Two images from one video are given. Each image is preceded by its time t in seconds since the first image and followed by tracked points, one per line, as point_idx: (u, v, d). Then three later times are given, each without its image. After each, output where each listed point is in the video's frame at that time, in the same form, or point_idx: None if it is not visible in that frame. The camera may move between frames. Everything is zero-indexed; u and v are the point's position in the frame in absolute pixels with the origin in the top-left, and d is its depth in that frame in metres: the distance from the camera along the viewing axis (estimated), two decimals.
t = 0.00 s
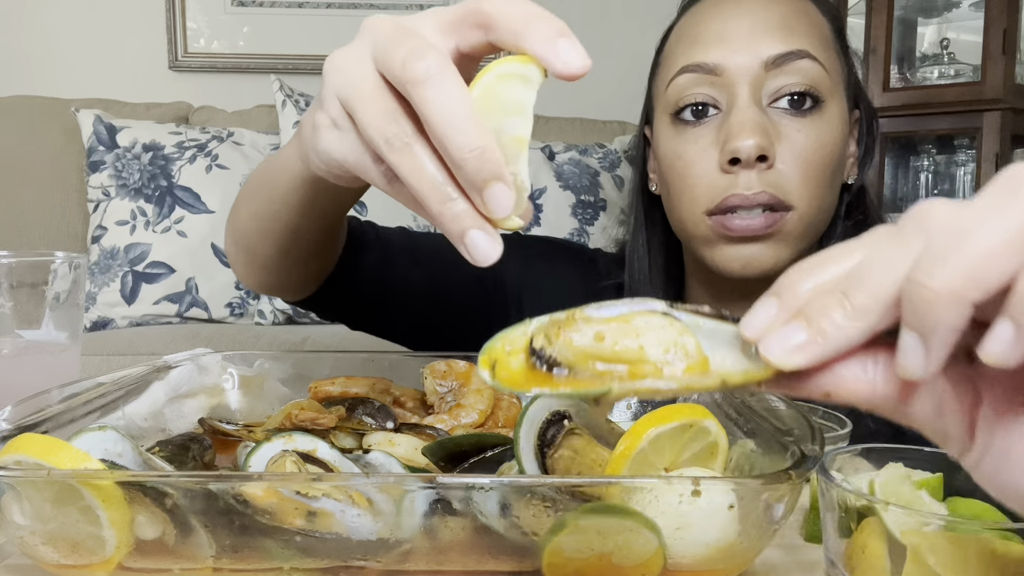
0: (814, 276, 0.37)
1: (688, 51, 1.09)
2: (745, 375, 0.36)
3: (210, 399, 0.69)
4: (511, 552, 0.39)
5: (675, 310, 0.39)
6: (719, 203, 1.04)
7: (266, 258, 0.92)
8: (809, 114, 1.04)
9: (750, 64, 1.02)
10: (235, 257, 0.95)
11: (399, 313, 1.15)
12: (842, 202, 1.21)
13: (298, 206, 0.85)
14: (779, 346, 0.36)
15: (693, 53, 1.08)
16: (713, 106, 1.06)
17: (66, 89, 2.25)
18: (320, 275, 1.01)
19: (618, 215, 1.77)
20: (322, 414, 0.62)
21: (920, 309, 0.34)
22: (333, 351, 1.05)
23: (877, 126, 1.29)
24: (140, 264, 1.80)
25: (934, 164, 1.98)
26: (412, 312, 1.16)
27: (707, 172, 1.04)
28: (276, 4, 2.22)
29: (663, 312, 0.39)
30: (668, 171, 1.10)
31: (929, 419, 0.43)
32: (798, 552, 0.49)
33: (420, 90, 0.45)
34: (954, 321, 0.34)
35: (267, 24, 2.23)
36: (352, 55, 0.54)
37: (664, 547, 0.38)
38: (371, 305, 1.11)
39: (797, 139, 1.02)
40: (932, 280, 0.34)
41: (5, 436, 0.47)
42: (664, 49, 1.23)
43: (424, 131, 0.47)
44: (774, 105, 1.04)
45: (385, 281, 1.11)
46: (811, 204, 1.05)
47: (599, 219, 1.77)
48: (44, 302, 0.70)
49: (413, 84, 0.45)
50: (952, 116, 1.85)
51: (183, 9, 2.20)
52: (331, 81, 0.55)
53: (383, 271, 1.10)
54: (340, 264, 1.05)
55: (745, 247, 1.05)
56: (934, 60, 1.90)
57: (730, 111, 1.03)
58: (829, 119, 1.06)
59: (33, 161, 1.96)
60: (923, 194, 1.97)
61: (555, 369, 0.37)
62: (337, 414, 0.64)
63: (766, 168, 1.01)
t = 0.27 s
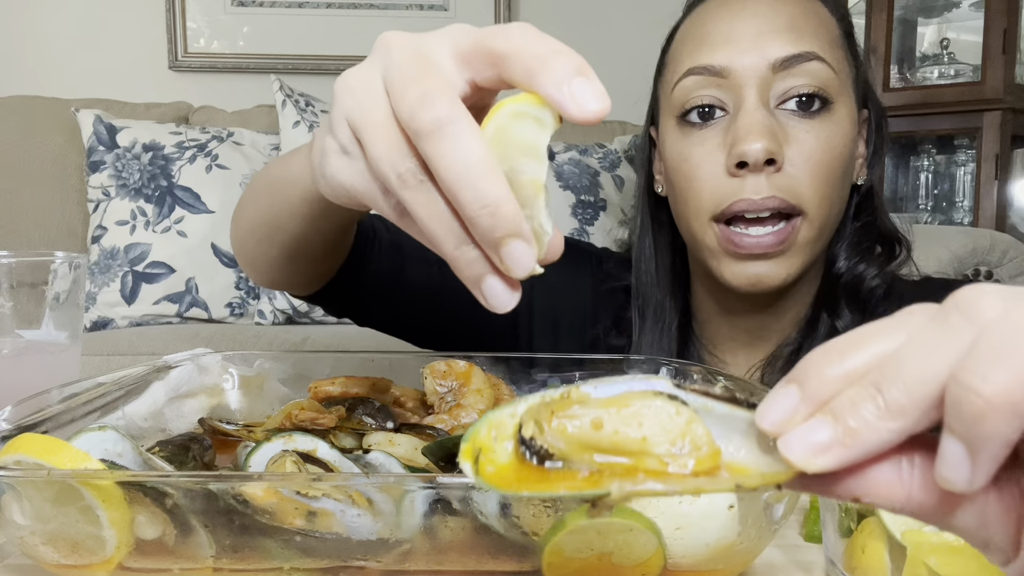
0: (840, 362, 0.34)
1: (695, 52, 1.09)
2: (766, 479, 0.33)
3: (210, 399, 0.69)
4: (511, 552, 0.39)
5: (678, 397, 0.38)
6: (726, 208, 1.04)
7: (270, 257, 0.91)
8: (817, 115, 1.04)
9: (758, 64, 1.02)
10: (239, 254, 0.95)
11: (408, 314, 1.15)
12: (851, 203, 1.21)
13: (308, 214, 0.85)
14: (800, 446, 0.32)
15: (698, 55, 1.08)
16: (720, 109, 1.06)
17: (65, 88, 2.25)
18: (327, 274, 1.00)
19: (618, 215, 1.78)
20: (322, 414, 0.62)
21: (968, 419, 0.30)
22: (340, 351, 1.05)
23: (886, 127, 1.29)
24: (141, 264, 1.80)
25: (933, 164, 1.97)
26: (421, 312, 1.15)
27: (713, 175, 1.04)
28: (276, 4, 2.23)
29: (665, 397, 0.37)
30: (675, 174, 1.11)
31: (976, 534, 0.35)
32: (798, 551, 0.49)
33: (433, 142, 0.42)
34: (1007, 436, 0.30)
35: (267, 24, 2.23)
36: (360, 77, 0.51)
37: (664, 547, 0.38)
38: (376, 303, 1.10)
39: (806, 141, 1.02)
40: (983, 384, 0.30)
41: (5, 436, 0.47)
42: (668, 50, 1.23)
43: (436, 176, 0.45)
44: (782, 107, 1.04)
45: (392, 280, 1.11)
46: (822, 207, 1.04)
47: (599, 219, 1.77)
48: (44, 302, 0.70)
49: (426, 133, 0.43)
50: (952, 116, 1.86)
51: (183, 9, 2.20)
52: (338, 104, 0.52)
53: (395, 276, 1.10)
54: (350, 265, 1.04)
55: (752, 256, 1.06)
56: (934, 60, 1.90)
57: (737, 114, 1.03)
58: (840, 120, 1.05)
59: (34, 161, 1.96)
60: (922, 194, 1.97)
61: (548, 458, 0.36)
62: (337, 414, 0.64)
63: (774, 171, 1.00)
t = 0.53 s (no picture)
0: (847, 378, 0.34)
1: (699, 52, 1.09)
2: (769, 498, 0.32)
3: (210, 399, 0.69)
4: (511, 552, 0.39)
5: (682, 413, 0.38)
6: (730, 209, 1.04)
7: (269, 258, 0.92)
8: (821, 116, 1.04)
9: (761, 65, 1.02)
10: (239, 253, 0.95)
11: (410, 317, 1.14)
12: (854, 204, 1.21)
13: (305, 215, 0.85)
14: (805, 463, 0.32)
15: (701, 56, 1.08)
16: (722, 109, 1.06)
17: (65, 88, 2.25)
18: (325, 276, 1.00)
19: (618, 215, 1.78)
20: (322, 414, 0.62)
21: (980, 440, 0.31)
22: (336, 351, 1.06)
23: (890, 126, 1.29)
24: (140, 264, 1.80)
25: (934, 164, 1.97)
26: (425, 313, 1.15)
27: (716, 177, 1.04)
28: (276, 4, 2.23)
29: (668, 413, 0.38)
30: (677, 175, 1.11)
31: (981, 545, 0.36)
32: (798, 552, 0.49)
33: (426, 131, 0.42)
34: (1016, 457, 0.31)
35: (267, 24, 2.23)
36: (357, 73, 0.51)
37: (664, 547, 0.38)
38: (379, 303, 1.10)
39: (809, 142, 1.02)
40: (994, 405, 0.31)
41: (5, 436, 0.47)
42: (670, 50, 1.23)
43: (429, 168, 0.45)
44: (786, 107, 1.03)
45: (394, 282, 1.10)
46: (825, 209, 1.04)
47: (599, 219, 1.77)
48: (44, 302, 0.70)
49: (419, 122, 0.43)
50: (952, 116, 1.86)
51: (184, 9, 2.20)
52: (333, 99, 0.52)
53: (393, 284, 1.10)
54: (351, 268, 1.04)
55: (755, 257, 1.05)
56: (934, 60, 1.90)
57: (741, 115, 1.03)
58: (843, 121, 1.05)
59: (33, 161, 1.96)
60: (922, 195, 1.97)
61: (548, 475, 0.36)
62: (337, 414, 0.64)
63: (777, 173, 1.00)
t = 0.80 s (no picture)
0: (838, 355, 0.34)
1: (695, 53, 1.09)
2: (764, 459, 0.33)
3: (210, 399, 0.69)
4: (512, 551, 0.39)
5: (687, 392, 0.40)
6: (723, 208, 1.05)
7: (268, 253, 0.92)
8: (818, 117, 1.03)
9: (757, 66, 1.02)
10: (238, 248, 0.95)
11: (411, 316, 1.14)
12: (853, 203, 1.21)
13: (301, 206, 0.84)
14: (800, 430, 0.33)
15: (699, 56, 1.08)
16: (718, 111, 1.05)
17: (65, 89, 2.25)
18: (323, 275, 1.00)
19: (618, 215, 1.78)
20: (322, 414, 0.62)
21: (953, 400, 0.31)
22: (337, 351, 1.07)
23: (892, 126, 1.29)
24: (141, 264, 1.80)
25: (933, 164, 1.97)
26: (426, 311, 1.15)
27: (711, 176, 1.05)
28: (276, 4, 2.23)
29: (674, 392, 0.39)
30: (674, 173, 1.11)
31: (966, 514, 0.36)
32: (799, 552, 0.49)
33: (434, 113, 0.42)
34: (990, 414, 0.30)
35: (267, 24, 2.23)
36: (367, 58, 0.51)
37: (664, 547, 0.38)
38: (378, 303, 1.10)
39: (803, 143, 1.01)
40: (965, 365, 0.30)
41: (4, 436, 0.47)
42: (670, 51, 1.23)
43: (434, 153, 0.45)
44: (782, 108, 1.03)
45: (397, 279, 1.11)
46: (819, 208, 1.04)
47: (599, 219, 1.77)
48: (44, 302, 0.70)
49: (428, 105, 0.43)
50: (952, 116, 1.86)
51: (184, 9, 2.20)
52: (341, 83, 0.53)
53: (394, 283, 1.10)
54: (355, 264, 1.04)
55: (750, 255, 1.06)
56: (934, 60, 1.90)
57: (736, 115, 1.02)
58: (840, 121, 1.05)
59: (34, 161, 1.96)
60: (923, 195, 1.96)
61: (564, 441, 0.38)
62: (337, 414, 0.64)
63: (771, 172, 1.01)
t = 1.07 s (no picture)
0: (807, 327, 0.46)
1: (700, 49, 1.09)
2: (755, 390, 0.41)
3: (210, 399, 0.69)
4: (511, 552, 0.39)
5: (700, 376, 0.46)
6: (726, 199, 1.04)
7: (282, 239, 0.90)
8: (822, 112, 1.04)
9: (760, 61, 1.02)
10: (250, 230, 0.93)
11: (414, 307, 1.14)
12: (856, 203, 1.21)
13: (323, 194, 0.82)
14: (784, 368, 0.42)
15: (704, 50, 1.08)
16: (722, 105, 1.05)
17: (64, 89, 2.25)
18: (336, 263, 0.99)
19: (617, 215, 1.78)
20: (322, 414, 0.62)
21: (883, 315, 0.42)
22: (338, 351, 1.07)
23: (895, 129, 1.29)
24: (140, 264, 1.80)
25: (933, 164, 1.97)
26: (431, 305, 1.15)
27: (714, 169, 1.04)
28: (276, 4, 2.23)
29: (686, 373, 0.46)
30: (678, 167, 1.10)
31: (924, 439, 0.42)
32: (797, 552, 0.49)
33: (534, 139, 0.41)
34: (912, 321, 0.41)
35: (267, 24, 2.23)
36: (453, 63, 0.49)
37: (664, 547, 0.38)
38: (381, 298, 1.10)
39: (806, 136, 1.02)
40: (887, 292, 0.43)
41: (5, 436, 0.47)
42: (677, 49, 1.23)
43: (526, 172, 0.42)
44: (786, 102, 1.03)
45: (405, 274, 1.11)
46: (823, 202, 1.04)
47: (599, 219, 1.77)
48: (44, 302, 0.70)
49: (529, 131, 0.41)
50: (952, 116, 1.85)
51: (183, 9, 2.20)
52: (417, 84, 0.50)
53: (402, 267, 1.10)
54: (359, 255, 1.03)
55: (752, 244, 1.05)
56: (934, 60, 1.90)
57: (739, 107, 1.03)
58: (843, 117, 1.05)
59: (34, 161, 1.96)
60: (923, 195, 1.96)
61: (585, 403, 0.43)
62: (337, 414, 0.64)
63: (773, 164, 1.01)
